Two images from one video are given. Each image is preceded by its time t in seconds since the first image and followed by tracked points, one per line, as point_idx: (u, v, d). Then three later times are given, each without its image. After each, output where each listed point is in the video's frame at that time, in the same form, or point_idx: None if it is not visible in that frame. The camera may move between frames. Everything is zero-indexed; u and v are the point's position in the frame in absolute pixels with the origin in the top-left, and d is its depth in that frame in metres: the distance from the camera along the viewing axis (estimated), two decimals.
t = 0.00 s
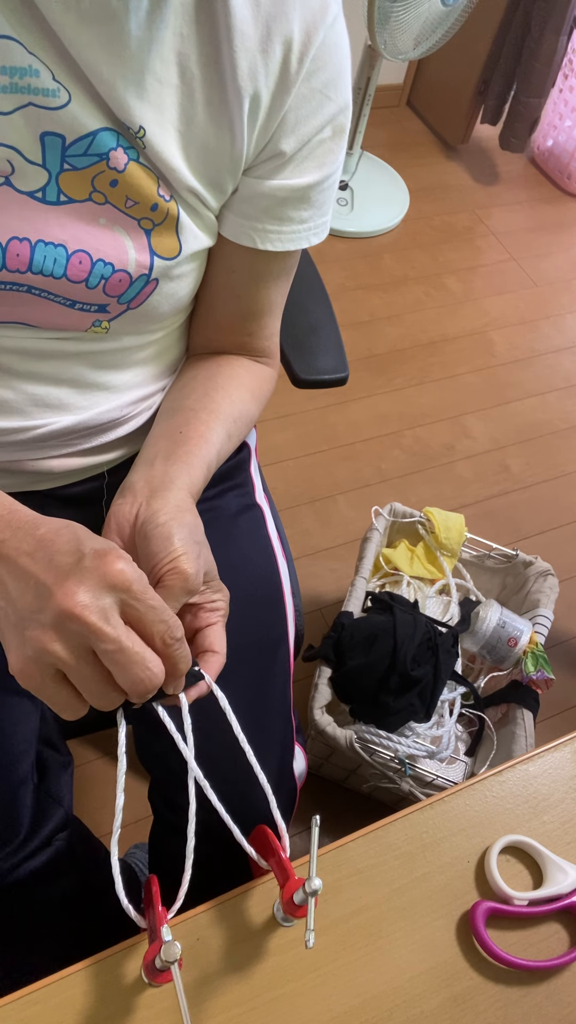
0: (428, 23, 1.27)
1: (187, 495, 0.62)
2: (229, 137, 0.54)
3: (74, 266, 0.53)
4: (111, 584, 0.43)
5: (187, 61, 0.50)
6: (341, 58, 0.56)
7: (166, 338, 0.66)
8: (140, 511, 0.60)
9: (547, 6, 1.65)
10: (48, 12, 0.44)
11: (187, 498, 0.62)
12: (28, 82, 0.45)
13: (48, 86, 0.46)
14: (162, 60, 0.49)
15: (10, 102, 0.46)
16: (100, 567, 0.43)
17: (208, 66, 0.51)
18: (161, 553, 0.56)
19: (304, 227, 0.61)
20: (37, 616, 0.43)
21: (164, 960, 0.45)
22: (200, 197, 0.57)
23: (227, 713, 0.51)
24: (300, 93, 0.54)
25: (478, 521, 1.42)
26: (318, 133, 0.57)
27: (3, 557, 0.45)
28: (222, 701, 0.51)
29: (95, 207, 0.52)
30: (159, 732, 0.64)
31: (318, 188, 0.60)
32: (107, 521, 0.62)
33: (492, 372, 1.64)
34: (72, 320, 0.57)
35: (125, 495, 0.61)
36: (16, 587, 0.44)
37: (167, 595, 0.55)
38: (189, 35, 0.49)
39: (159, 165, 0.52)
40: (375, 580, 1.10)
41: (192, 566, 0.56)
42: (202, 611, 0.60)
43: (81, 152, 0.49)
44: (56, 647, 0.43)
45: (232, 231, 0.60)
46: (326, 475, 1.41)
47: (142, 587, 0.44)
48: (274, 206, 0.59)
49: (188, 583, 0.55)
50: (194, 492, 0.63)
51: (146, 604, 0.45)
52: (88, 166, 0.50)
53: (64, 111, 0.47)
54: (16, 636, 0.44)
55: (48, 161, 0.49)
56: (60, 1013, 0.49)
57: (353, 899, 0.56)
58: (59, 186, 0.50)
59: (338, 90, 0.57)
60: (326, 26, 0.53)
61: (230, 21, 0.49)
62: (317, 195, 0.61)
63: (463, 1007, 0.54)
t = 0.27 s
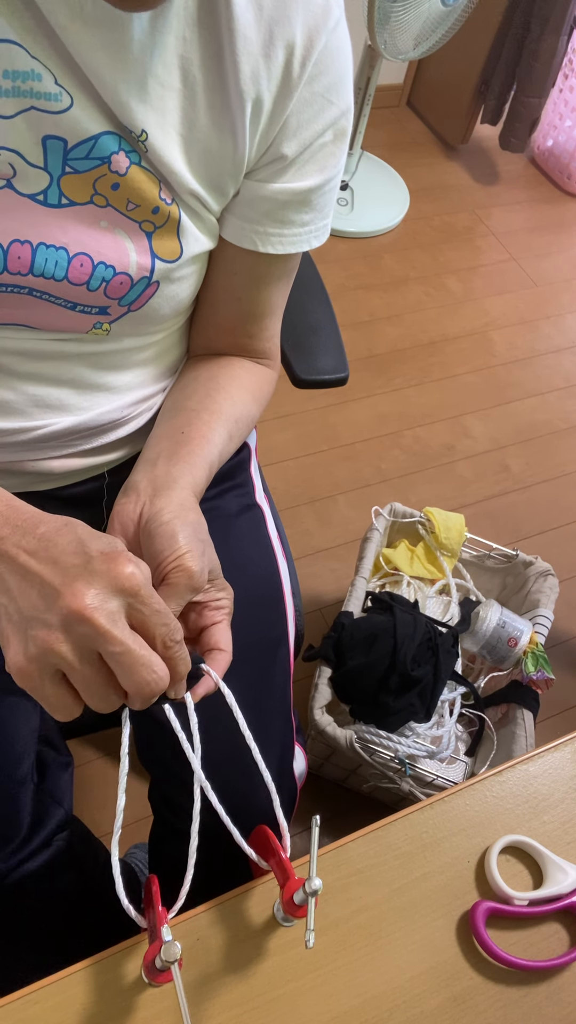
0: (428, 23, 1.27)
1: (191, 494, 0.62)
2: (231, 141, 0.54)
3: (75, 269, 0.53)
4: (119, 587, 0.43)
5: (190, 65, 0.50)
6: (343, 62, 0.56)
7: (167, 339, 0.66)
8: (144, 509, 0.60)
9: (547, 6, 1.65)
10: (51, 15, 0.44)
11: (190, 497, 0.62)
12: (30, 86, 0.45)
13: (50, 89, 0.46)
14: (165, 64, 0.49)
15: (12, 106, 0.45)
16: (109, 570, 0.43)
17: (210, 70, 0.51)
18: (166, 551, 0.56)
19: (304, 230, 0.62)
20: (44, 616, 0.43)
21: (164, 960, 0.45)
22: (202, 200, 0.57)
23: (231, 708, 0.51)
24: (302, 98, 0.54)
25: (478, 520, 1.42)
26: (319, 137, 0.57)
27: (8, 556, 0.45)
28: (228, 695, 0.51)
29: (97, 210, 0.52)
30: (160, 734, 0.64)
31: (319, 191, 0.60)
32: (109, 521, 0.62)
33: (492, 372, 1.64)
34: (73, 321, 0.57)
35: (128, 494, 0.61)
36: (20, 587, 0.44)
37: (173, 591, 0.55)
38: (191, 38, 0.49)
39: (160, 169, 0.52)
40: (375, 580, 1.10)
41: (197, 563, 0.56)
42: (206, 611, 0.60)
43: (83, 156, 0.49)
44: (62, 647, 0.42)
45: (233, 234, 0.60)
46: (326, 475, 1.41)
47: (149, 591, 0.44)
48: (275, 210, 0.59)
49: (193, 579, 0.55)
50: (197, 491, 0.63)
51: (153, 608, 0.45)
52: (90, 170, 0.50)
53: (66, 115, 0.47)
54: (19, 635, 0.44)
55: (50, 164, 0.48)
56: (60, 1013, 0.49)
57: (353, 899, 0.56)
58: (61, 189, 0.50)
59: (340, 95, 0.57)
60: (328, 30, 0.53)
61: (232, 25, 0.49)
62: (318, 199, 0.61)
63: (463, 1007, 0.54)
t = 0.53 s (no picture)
0: (428, 23, 1.27)
1: (190, 497, 0.62)
2: (231, 142, 0.54)
3: (75, 270, 0.53)
4: (128, 594, 0.44)
5: (190, 67, 0.50)
6: (343, 64, 0.56)
7: (166, 339, 0.66)
8: (144, 512, 0.60)
9: (547, 6, 1.65)
10: (52, 16, 0.44)
11: (190, 501, 0.62)
12: (30, 87, 0.45)
13: (50, 90, 0.46)
14: (165, 66, 0.49)
15: (12, 107, 0.45)
16: (117, 578, 0.44)
17: (211, 71, 0.51)
18: (165, 555, 0.56)
19: (304, 231, 0.62)
20: (50, 616, 0.43)
21: (164, 960, 0.45)
22: (202, 201, 0.57)
23: (232, 708, 0.51)
24: (303, 99, 0.54)
25: (478, 520, 1.42)
26: (320, 139, 0.57)
27: (14, 557, 0.45)
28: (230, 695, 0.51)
29: (97, 211, 0.52)
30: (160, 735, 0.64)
31: (319, 193, 0.60)
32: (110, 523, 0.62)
33: (492, 372, 1.64)
34: (72, 322, 0.57)
35: (128, 497, 0.61)
36: (22, 587, 0.44)
37: (172, 595, 0.55)
38: (192, 40, 0.49)
39: (161, 170, 0.52)
40: (375, 580, 1.10)
41: (196, 567, 0.56)
42: (207, 612, 0.60)
43: (83, 157, 0.49)
44: (66, 649, 0.42)
45: (232, 235, 0.60)
46: (326, 475, 1.41)
47: (157, 600, 0.45)
48: (275, 211, 0.59)
49: (192, 584, 0.55)
50: (197, 495, 0.63)
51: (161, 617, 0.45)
52: (90, 171, 0.50)
53: (66, 116, 0.47)
54: (21, 635, 0.43)
55: (49, 165, 0.48)
56: (60, 1013, 0.49)
57: (353, 899, 0.56)
58: (61, 190, 0.50)
59: (340, 97, 0.57)
60: (329, 32, 0.53)
61: (233, 27, 0.49)
62: (318, 200, 0.61)
63: (463, 1007, 0.54)
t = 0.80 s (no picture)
0: (428, 23, 1.27)
1: (192, 498, 0.62)
2: (231, 142, 0.54)
3: (75, 270, 0.53)
4: (141, 603, 0.44)
5: (191, 67, 0.50)
6: (343, 64, 0.56)
7: (167, 340, 0.66)
8: (147, 513, 0.60)
9: (548, 6, 1.65)
10: (52, 15, 0.44)
11: (192, 501, 0.62)
12: (30, 88, 0.45)
13: (50, 90, 0.46)
14: (166, 66, 0.49)
15: (12, 107, 0.45)
16: (132, 589, 0.44)
17: (211, 71, 0.51)
18: (168, 556, 0.56)
19: (305, 231, 0.62)
20: (65, 621, 0.42)
21: (164, 960, 0.45)
22: (202, 201, 0.57)
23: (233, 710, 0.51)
24: (303, 99, 0.54)
25: (478, 520, 1.42)
26: (320, 139, 0.58)
27: (22, 559, 0.44)
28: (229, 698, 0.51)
29: (97, 210, 0.52)
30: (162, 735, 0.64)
31: (319, 193, 0.60)
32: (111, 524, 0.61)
33: (492, 372, 1.64)
34: (73, 322, 0.57)
35: (131, 497, 0.61)
36: (31, 589, 0.43)
37: (174, 597, 0.55)
38: (192, 40, 0.49)
39: (161, 170, 0.52)
40: (375, 580, 1.10)
41: (198, 569, 0.56)
42: (207, 613, 0.60)
43: (83, 157, 0.49)
44: (78, 655, 0.42)
45: (232, 235, 0.61)
46: (326, 475, 1.41)
47: (168, 609, 0.45)
48: (275, 211, 0.59)
49: (195, 586, 0.55)
50: (199, 495, 0.63)
51: (170, 627, 0.45)
52: (90, 171, 0.50)
53: (66, 116, 0.47)
54: (30, 639, 0.42)
55: (50, 165, 0.48)
56: (60, 1013, 0.49)
57: (353, 899, 0.56)
58: (61, 190, 0.50)
59: (340, 97, 0.57)
60: (329, 32, 0.53)
61: (233, 27, 0.49)
62: (318, 200, 0.61)
63: (463, 1007, 0.54)
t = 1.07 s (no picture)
0: (428, 23, 1.27)
1: (192, 497, 0.62)
2: (231, 142, 0.54)
3: (76, 271, 0.53)
4: (153, 618, 0.43)
5: (191, 67, 0.50)
6: (343, 64, 0.56)
7: (167, 340, 0.66)
8: (146, 512, 0.60)
9: (548, 6, 1.65)
10: (52, 15, 0.44)
11: (192, 501, 0.62)
12: (31, 88, 0.45)
13: (51, 91, 0.46)
14: (166, 66, 0.49)
15: (13, 108, 0.45)
16: (145, 603, 0.43)
17: (211, 71, 0.51)
18: (166, 554, 0.56)
19: (305, 231, 0.61)
20: (79, 632, 0.42)
21: (164, 960, 0.45)
22: (202, 201, 0.57)
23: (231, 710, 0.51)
24: (303, 99, 0.54)
25: (478, 520, 1.42)
26: (320, 139, 0.57)
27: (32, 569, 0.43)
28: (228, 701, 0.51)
29: (98, 211, 0.52)
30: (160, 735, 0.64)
31: (319, 193, 0.60)
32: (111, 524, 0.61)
33: (492, 372, 1.64)
34: (73, 323, 0.57)
35: (130, 497, 0.61)
36: (39, 601, 0.43)
37: (172, 594, 0.55)
38: (192, 40, 0.49)
39: (162, 170, 0.52)
40: (375, 580, 1.10)
41: (196, 567, 0.56)
42: (204, 616, 0.60)
43: (84, 157, 0.49)
44: (91, 666, 0.41)
45: (232, 235, 0.61)
46: (326, 475, 1.41)
47: (175, 624, 0.45)
48: (275, 211, 0.59)
49: (193, 583, 0.55)
50: (199, 495, 0.63)
51: (177, 641, 0.45)
52: (90, 172, 0.50)
53: (67, 117, 0.47)
54: (43, 649, 0.42)
55: (50, 166, 0.48)
56: (60, 1014, 0.49)
57: (353, 899, 0.56)
58: (62, 191, 0.50)
59: (340, 97, 0.57)
60: (329, 32, 0.53)
61: (233, 27, 0.49)
62: (319, 200, 0.61)
63: (463, 1007, 0.54)
